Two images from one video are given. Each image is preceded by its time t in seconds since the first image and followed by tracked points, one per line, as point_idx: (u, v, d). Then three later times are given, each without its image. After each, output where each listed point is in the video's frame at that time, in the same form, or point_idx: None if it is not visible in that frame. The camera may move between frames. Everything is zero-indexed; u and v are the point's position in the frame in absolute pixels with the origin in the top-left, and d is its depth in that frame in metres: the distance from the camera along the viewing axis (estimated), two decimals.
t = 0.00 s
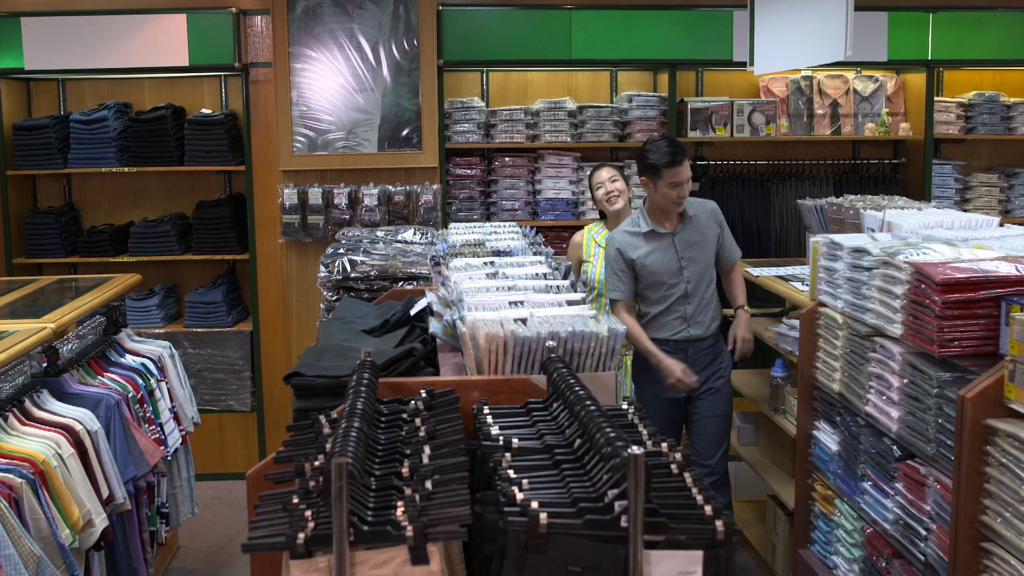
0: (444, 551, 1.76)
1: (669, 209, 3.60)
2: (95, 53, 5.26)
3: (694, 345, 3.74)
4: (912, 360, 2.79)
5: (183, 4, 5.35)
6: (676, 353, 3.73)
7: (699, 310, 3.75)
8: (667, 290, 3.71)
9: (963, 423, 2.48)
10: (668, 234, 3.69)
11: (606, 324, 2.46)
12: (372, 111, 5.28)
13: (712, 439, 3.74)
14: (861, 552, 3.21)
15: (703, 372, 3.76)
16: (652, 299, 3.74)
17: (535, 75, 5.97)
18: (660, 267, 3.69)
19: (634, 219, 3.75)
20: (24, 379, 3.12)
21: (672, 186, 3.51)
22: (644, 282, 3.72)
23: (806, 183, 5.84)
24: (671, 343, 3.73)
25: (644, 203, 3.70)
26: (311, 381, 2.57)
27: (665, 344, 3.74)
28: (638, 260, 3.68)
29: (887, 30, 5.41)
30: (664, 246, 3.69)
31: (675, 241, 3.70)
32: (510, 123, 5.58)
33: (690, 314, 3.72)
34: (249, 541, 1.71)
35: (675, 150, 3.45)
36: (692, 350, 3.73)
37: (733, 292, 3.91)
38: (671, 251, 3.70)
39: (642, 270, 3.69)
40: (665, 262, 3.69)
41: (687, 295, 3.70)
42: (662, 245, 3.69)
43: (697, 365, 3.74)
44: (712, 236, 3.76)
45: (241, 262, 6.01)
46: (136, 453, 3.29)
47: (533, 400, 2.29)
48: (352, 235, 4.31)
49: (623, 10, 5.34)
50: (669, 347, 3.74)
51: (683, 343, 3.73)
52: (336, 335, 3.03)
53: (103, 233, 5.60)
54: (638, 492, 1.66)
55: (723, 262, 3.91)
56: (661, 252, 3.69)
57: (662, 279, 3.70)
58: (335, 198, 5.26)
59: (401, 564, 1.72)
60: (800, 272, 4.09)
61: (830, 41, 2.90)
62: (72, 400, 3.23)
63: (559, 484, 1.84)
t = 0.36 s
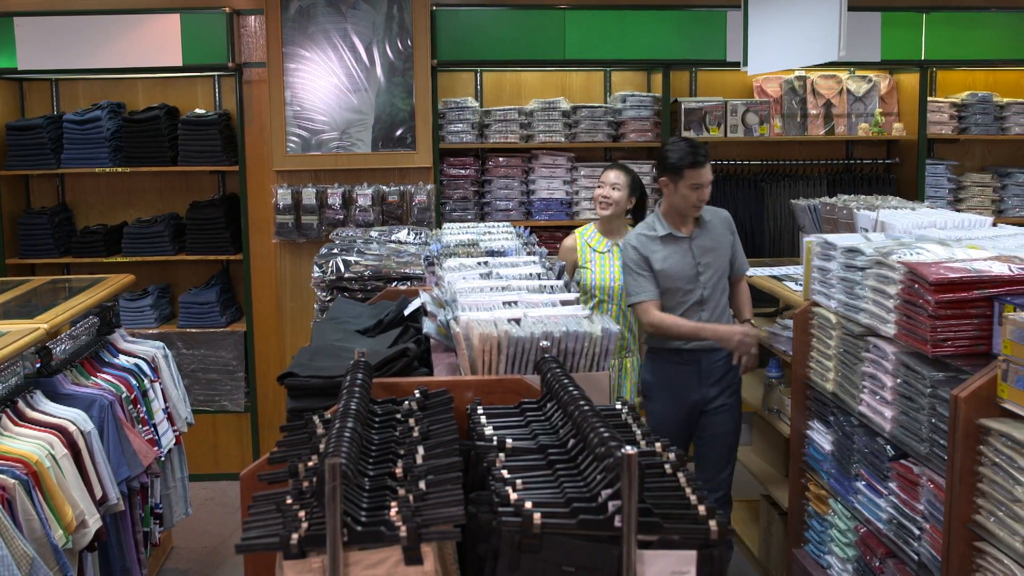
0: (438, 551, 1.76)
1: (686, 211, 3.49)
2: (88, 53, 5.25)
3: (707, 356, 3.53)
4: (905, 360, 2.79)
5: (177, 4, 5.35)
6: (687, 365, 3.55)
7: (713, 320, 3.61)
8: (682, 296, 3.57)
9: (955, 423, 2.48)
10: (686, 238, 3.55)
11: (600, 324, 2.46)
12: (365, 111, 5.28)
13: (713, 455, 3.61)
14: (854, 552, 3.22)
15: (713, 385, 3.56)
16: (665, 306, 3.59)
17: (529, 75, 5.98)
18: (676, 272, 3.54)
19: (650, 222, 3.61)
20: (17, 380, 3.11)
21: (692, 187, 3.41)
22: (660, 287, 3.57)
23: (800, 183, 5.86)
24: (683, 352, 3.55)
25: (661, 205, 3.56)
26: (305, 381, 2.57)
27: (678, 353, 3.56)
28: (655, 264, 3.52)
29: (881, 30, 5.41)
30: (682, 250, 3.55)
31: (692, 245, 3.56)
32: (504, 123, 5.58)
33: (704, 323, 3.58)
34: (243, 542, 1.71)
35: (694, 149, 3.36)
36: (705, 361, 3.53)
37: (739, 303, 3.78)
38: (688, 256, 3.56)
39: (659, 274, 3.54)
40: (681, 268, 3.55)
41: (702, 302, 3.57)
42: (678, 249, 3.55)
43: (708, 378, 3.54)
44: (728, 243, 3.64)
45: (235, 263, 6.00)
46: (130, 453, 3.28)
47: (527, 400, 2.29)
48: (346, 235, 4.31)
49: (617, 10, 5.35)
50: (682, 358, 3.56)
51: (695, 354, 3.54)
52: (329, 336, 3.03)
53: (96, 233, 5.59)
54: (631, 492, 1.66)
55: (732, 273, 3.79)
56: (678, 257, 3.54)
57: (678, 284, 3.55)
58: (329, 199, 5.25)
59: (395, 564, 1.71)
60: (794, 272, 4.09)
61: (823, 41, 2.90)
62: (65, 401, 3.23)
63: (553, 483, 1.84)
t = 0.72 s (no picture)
0: (431, 552, 1.76)
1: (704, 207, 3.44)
2: (80, 53, 5.24)
3: (728, 358, 3.53)
4: (898, 360, 2.79)
5: (169, 4, 5.34)
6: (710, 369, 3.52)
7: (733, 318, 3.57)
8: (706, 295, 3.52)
9: (948, 423, 2.49)
10: (706, 235, 3.53)
11: (592, 325, 2.46)
12: (358, 111, 5.27)
13: (713, 456, 3.63)
14: (847, 552, 3.22)
15: (729, 391, 3.58)
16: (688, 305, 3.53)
17: (522, 75, 5.98)
18: (699, 269, 3.50)
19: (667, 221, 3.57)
20: (9, 381, 3.11)
21: (713, 183, 3.36)
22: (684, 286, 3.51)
23: (793, 183, 5.87)
24: (706, 353, 3.51)
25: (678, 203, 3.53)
26: (298, 382, 2.57)
27: (698, 356, 3.51)
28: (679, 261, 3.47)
29: (873, 31, 5.42)
30: (703, 248, 3.51)
31: (711, 243, 3.53)
32: (496, 124, 5.58)
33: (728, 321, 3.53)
34: (234, 543, 1.71)
35: (714, 143, 3.32)
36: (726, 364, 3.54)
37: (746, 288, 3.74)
38: (709, 254, 3.53)
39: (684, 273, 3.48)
40: (704, 265, 3.51)
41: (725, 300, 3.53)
42: (699, 247, 3.52)
43: (726, 381, 3.56)
44: (742, 242, 3.64)
45: (228, 263, 6.00)
46: (123, 454, 3.28)
47: (520, 401, 2.29)
48: (339, 235, 4.31)
49: (610, 11, 5.35)
50: (701, 361, 3.52)
51: (715, 355, 3.52)
52: (322, 336, 3.03)
53: (89, 233, 5.58)
54: (624, 492, 1.66)
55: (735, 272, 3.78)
56: (700, 254, 3.51)
57: (701, 282, 3.51)
58: (321, 199, 5.25)
59: (387, 565, 1.71)
60: (787, 272, 4.10)
61: (816, 40, 2.90)
62: (57, 401, 3.22)
63: (546, 484, 1.84)
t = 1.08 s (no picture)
0: (424, 552, 1.75)
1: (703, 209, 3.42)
2: (72, 53, 5.23)
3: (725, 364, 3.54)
4: (890, 359, 2.80)
5: (162, 4, 5.33)
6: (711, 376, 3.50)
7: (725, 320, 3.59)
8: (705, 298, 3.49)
9: (941, 422, 2.49)
10: (700, 238, 3.51)
11: (585, 324, 2.46)
12: (351, 111, 5.27)
13: (706, 455, 3.64)
14: (840, 551, 3.23)
15: (725, 396, 3.57)
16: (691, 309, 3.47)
17: (515, 75, 5.97)
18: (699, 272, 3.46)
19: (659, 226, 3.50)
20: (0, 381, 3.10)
21: (713, 186, 3.35)
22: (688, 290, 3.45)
23: (785, 183, 5.88)
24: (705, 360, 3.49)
25: (671, 206, 3.48)
26: (291, 382, 2.57)
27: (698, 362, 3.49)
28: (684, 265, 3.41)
29: (866, 31, 5.43)
30: (700, 250, 3.49)
31: (705, 245, 3.52)
32: (489, 124, 5.58)
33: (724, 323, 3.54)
34: (227, 543, 1.70)
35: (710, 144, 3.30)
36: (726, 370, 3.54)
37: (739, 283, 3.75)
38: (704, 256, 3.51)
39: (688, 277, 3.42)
40: (702, 268, 3.49)
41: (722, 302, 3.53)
42: (696, 250, 3.48)
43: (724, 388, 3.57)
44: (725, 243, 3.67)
45: (221, 263, 5.99)
46: (115, 454, 3.28)
47: (513, 401, 2.29)
48: (332, 236, 4.31)
49: (603, 11, 5.35)
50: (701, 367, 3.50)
51: (714, 362, 3.51)
52: (315, 336, 3.03)
53: (81, 234, 5.57)
54: (617, 492, 1.66)
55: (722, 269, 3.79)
56: (698, 258, 3.48)
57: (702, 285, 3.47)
58: (314, 199, 5.25)
59: (380, 565, 1.71)
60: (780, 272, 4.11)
61: (809, 40, 2.91)
62: (50, 402, 3.22)
63: (538, 484, 1.84)
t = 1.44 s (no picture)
0: (418, 552, 1.75)
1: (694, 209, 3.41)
2: (66, 53, 5.23)
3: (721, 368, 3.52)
4: (884, 359, 2.80)
5: (155, 4, 5.33)
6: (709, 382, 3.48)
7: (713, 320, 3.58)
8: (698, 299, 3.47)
9: (935, 422, 2.49)
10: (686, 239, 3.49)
11: (579, 324, 2.46)
12: (345, 111, 5.27)
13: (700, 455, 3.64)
14: (834, 550, 3.23)
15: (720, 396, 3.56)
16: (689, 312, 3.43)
17: (508, 75, 5.98)
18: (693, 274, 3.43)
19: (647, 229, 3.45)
20: None
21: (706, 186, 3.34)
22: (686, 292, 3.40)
23: (779, 183, 5.88)
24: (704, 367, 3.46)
25: (656, 209, 3.44)
26: (285, 382, 2.57)
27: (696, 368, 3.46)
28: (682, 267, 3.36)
29: (859, 31, 5.44)
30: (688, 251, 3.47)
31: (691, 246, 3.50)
32: (483, 124, 5.58)
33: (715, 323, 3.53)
34: (220, 544, 1.70)
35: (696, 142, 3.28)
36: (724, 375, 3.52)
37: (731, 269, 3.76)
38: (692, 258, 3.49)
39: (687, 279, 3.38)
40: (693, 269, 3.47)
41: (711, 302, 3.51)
42: (685, 251, 3.46)
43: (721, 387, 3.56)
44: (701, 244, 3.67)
45: (215, 263, 5.98)
46: (109, 455, 3.27)
47: (507, 401, 2.28)
48: (325, 236, 4.31)
49: (597, 11, 5.36)
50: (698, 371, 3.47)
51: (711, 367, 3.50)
52: (308, 337, 3.03)
53: (74, 234, 5.56)
54: (611, 493, 1.65)
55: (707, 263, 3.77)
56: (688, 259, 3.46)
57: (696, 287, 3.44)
58: (308, 199, 5.25)
59: (374, 565, 1.71)
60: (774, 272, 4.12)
61: (800, 40, 2.92)
62: (43, 403, 3.21)
63: (533, 484, 1.84)
